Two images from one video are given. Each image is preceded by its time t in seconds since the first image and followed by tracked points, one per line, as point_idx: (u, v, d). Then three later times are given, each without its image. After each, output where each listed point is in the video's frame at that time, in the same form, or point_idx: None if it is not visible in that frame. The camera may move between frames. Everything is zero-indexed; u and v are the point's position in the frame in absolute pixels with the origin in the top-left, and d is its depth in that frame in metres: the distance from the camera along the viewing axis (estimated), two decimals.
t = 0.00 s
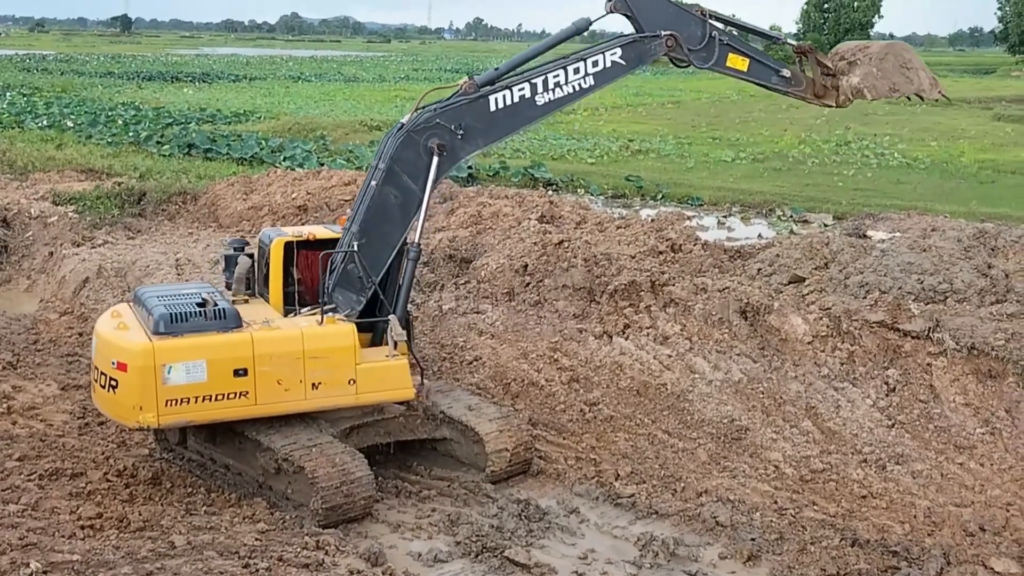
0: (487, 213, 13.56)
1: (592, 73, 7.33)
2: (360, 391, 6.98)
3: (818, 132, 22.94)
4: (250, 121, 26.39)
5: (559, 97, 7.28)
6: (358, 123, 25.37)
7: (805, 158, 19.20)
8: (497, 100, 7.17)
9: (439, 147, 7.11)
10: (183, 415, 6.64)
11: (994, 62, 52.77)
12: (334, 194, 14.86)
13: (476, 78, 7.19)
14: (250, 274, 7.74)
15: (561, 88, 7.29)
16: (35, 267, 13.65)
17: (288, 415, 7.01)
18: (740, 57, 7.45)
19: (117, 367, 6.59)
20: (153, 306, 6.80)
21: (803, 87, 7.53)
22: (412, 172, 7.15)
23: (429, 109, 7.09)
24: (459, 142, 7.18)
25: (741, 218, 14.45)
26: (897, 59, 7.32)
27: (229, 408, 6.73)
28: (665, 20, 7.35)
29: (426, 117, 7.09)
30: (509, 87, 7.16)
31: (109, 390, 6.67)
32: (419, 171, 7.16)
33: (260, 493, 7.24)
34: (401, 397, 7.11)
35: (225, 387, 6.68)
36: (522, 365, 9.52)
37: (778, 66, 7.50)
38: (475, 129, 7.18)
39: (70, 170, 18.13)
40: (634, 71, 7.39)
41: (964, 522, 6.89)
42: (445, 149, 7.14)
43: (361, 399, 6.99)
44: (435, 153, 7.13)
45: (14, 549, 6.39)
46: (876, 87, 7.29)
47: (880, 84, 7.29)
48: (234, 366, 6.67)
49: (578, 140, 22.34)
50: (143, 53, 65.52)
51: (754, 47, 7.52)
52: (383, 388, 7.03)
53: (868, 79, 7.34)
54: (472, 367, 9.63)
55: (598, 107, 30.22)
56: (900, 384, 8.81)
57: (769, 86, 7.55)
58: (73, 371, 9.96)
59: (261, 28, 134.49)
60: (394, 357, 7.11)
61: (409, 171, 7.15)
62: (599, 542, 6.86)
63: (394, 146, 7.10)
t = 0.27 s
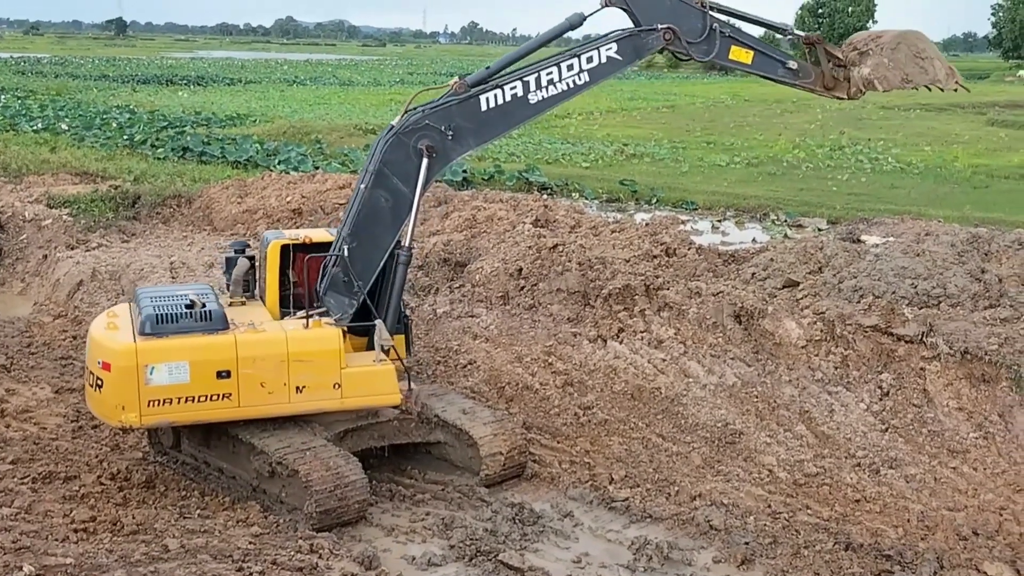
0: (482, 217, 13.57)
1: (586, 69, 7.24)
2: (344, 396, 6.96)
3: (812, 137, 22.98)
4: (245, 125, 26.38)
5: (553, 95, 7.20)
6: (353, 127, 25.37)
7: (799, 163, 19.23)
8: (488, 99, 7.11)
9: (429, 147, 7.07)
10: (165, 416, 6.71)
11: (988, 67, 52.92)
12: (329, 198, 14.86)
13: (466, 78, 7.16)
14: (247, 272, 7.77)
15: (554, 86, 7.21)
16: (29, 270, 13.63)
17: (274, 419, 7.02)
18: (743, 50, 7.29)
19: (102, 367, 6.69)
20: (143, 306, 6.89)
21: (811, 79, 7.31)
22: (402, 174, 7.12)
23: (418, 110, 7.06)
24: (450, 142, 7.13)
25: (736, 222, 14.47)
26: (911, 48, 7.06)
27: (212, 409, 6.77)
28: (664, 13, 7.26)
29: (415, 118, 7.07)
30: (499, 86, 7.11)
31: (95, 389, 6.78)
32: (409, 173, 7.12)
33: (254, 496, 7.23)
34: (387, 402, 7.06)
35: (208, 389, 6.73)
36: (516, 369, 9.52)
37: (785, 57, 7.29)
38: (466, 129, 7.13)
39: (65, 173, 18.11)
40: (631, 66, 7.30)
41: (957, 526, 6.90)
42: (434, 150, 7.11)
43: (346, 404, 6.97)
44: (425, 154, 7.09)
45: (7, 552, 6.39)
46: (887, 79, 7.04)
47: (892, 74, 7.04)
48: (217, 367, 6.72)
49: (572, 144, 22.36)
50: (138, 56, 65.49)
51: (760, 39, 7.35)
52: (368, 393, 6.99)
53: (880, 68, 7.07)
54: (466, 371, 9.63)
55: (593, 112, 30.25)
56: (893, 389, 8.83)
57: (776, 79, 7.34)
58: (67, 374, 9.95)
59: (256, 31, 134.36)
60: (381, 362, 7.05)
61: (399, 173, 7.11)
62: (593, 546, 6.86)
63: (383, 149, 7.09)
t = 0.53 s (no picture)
0: (475, 220, 13.57)
1: (581, 68, 7.18)
2: (326, 400, 6.89)
3: (805, 141, 23.03)
4: (238, 128, 26.35)
5: (545, 95, 7.15)
6: (347, 130, 25.35)
7: (792, 167, 19.27)
8: (480, 100, 7.07)
9: (419, 149, 7.04)
10: (146, 416, 6.78)
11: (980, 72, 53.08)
12: (322, 201, 14.84)
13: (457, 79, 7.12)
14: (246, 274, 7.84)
15: (548, 86, 7.15)
16: (21, 272, 13.59)
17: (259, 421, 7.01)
18: (746, 47, 7.26)
19: (88, 366, 6.81)
20: (132, 307, 7.01)
21: (819, 77, 7.26)
22: (392, 177, 7.10)
23: (407, 113, 7.04)
24: (440, 144, 7.10)
25: (728, 226, 14.49)
26: (925, 46, 6.90)
27: (193, 410, 6.81)
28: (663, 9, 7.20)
29: (405, 121, 7.04)
30: (490, 87, 7.07)
31: (83, 388, 6.90)
32: (399, 176, 7.10)
33: (246, 500, 7.22)
34: (370, 407, 6.95)
35: (188, 390, 6.77)
36: (509, 372, 9.53)
37: (791, 55, 7.25)
38: (457, 130, 7.10)
39: (57, 176, 18.08)
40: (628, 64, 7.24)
41: (949, 530, 6.91)
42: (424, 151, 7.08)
43: (328, 408, 6.90)
44: (415, 156, 7.06)
45: None
46: (898, 77, 6.91)
47: (905, 72, 6.90)
48: (198, 369, 6.75)
49: (566, 148, 22.38)
50: (131, 59, 65.44)
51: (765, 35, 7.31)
52: (350, 398, 6.90)
53: (894, 66, 6.93)
54: (459, 374, 9.62)
55: (586, 115, 30.28)
56: (886, 393, 8.85)
57: (782, 76, 7.31)
58: (59, 377, 9.92)
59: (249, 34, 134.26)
60: (364, 367, 6.95)
61: (389, 175, 7.10)
62: (586, 549, 6.86)
63: (373, 152, 7.07)
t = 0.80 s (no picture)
0: (467, 222, 13.56)
1: (577, 71, 7.05)
2: (306, 402, 6.90)
3: (796, 144, 23.07)
4: (229, 129, 26.31)
5: (540, 98, 7.03)
6: (338, 132, 25.31)
7: (783, 169, 19.31)
8: (472, 103, 6.97)
9: (409, 152, 6.97)
10: (127, 413, 6.88)
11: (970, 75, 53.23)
12: (313, 203, 14.82)
13: (451, 81, 7.02)
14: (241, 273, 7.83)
15: (542, 89, 7.03)
16: (11, 274, 13.55)
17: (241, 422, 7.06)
18: (750, 56, 7.00)
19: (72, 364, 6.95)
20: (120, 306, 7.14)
21: (827, 91, 6.92)
22: (383, 180, 7.04)
23: (399, 115, 6.96)
24: (432, 148, 7.01)
25: (720, 228, 14.51)
26: (938, 66, 6.65)
27: (173, 409, 6.89)
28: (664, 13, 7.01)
29: (396, 123, 6.96)
30: (484, 90, 6.95)
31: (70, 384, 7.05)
32: (390, 179, 7.03)
33: (237, 502, 7.20)
34: (350, 411, 6.94)
35: (168, 389, 6.86)
36: (500, 374, 9.53)
37: (796, 66, 6.96)
38: (448, 134, 7.00)
39: (47, 177, 18.02)
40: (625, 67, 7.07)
41: (939, 532, 6.93)
42: (415, 155, 6.99)
43: (307, 410, 6.91)
44: (405, 159, 6.98)
45: None
46: (907, 96, 6.65)
47: (914, 92, 6.66)
48: (177, 368, 6.83)
49: (557, 150, 22.39)
50: (122, 60, 65.33)
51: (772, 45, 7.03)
52: (330, 401, 6.91)
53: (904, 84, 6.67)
54: (451, 376, 9.61)
55: (578, 117, 30.30)
56: (877, 395, 8.87)
57: (786, 88, 7.02)
58: (49, 379, 9.88)
59: (240, 36, 134.13)
60: (345, 370, 6.95)
61: (380, 178, 7.04)
62: (577, 551, 6.86)
63: (364, 154, 7.02)
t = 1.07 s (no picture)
0: (460, 221, 13.56)
1: (574, 73, 6.87)
2: (287, 402, 6.90)
3: (788, 143, 23.11)
4: (222, 128, 26.26)
5: (535, 100, 6.88)
6: (331, 131, 25.28)
7: (775, 169, 19.33)
8: (466, 105, 6.85)
9: (401, 153, 6.87)
10: (111, 409, 6.94)
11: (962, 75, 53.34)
12: (306, 202, 14.79)
13: (446, 82, 6.91)
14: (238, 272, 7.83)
15: (537, 91, 6.88)
16: (2, 273, 13.51)
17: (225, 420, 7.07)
18: (753, 67, 6.76)
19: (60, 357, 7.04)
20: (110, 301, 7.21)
21: (830, 110, 6.69)
22: (375, 181, 6.97)
23: (392, 115, 6.87)
24: (424, 150, 6.91)
25: (713, 228, 14.53)
26: (946, 94, 6.48)
27: (156, 406, 6.94)
28: (666, 16, 6.76)
29: (388, 124, 6.88)
30: (477, 91, 6.82)
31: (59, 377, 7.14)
32: (382, 180, 6.96)
33: (229, 501, 7.19)
34: (332, 412, 6.94)
35: (151, 386, 6.90)
36: (493, 374, 9.53)
37: (799, 82, 6.72)
38: (441, 136, 6.89)
39: (39, 177, 17.97)
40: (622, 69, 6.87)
41: (931, 531, 6.94)
42: (407, 156, 6.89)
43: (289, 410, 6.92)
44: (396, 161, 6.89)
45: None
46: (911, 122, 6.46)
47: (918, 119, 6.47)
48: (160, 365, 6.87)
49: (549, 150, 22.39)
50: (115, 59, 65.16)
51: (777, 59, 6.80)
52: (312, 401, 6.90)
53: (909, 111, 6.49)
54: (443, 376, 9.60)
55: (570, 117, 30.32)
56: (868, 395, 8.88)
57: (787, 103, 6.79)
58: (40, 379, 9.85)
59: (233, 35, 133.92)
60: (328, 370, 6.94)
61: (372, 180, 6.97)
62: (570, 551, 6.86)
63: (357, 155, 6.96)
